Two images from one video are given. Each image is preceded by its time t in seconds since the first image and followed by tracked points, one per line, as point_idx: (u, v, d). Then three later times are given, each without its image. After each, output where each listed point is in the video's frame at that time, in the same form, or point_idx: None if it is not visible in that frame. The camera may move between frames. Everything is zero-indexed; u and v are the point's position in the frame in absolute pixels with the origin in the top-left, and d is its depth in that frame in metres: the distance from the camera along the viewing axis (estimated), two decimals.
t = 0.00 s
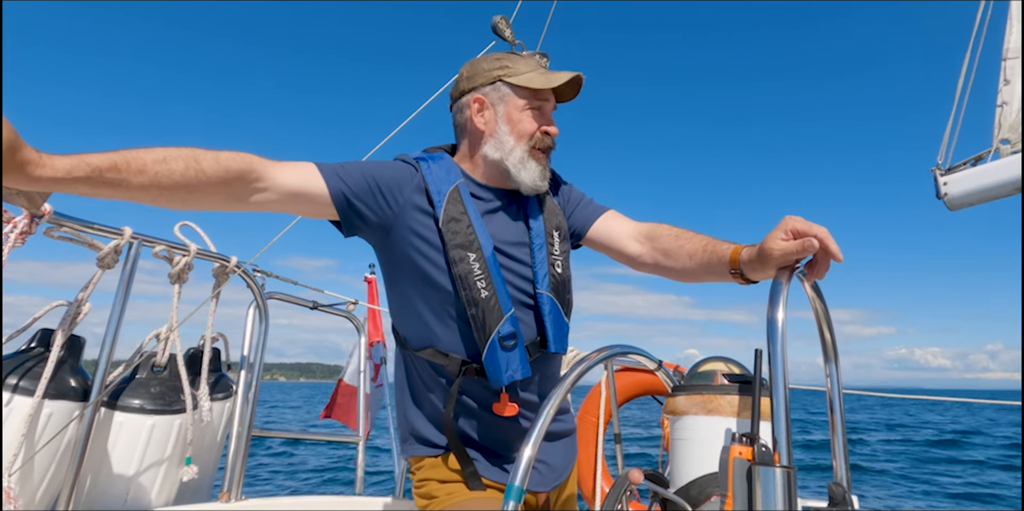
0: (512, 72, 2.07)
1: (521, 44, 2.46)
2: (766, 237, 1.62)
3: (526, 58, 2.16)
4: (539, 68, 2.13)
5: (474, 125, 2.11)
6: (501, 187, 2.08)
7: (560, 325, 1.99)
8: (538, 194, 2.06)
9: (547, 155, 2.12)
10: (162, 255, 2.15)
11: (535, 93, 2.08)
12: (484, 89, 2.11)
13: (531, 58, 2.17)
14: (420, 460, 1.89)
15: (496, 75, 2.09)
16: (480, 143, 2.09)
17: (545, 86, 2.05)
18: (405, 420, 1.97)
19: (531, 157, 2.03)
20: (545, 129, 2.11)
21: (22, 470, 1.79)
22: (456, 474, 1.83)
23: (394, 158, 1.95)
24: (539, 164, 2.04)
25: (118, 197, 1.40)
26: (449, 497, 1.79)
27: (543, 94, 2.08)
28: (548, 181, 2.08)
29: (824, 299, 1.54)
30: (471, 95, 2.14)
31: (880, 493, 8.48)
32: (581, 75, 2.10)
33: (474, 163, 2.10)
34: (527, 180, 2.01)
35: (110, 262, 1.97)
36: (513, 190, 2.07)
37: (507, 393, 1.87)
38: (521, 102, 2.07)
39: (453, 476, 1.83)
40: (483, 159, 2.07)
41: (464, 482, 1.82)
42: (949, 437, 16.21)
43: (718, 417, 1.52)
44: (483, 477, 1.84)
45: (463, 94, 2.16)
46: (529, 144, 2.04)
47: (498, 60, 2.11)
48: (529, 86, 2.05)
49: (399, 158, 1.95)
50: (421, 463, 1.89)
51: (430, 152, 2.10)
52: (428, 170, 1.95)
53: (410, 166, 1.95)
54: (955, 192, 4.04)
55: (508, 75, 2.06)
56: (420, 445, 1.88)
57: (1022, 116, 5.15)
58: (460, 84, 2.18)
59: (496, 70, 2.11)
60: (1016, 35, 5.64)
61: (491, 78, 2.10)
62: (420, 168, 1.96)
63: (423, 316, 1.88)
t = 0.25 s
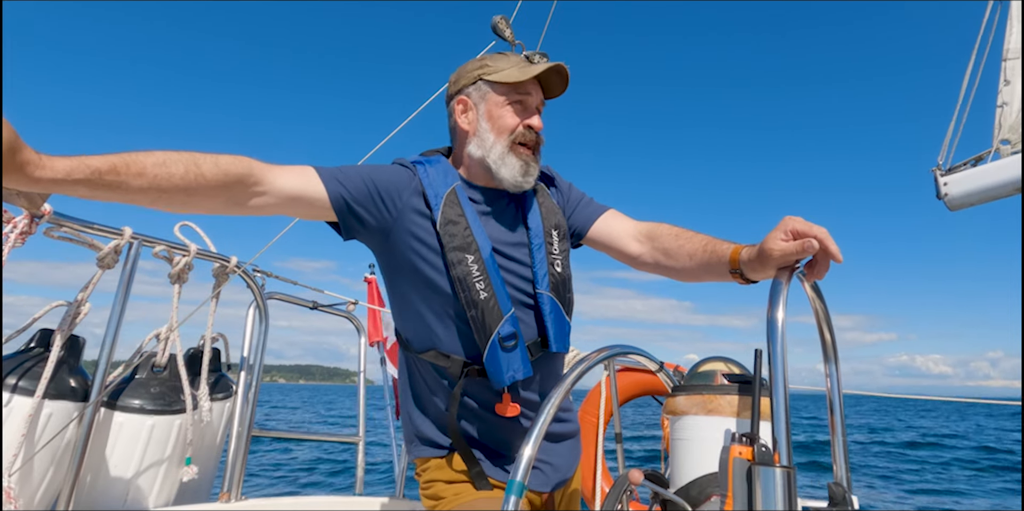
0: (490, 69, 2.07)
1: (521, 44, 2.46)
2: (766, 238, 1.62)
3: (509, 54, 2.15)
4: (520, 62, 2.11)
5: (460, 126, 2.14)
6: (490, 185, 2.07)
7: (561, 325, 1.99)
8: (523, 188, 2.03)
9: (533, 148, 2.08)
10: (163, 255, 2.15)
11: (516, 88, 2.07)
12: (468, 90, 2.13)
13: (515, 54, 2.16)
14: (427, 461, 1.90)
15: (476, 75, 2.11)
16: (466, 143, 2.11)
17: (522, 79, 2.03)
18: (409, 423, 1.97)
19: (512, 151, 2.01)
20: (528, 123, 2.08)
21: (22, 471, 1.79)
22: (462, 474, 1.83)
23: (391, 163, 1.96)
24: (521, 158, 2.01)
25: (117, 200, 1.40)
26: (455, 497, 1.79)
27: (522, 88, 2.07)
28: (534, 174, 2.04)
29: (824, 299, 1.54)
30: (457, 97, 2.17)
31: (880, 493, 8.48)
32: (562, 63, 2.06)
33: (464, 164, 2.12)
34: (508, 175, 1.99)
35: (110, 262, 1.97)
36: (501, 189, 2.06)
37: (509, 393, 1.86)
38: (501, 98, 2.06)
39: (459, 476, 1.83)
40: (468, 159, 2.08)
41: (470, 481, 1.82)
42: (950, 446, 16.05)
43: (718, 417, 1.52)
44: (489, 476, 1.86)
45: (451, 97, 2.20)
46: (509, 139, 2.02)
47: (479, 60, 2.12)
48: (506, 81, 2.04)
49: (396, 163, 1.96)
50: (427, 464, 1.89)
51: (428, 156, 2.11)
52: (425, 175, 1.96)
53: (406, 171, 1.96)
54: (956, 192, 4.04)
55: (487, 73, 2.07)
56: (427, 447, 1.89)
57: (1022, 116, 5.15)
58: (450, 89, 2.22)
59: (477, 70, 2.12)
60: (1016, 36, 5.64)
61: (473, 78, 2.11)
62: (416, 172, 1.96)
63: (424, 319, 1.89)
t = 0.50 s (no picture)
0: (477, 71, 2.07)
1: (520, 45, 2.46)
2: (766, 238, 1.62)
3: (497, 55, 2.14)
4: (506, 61, 2.10)
5: (451, 129, 2.15)
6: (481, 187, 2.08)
7: (558, 328, 1.99)
8: (512, 189, 2.03)
9: (521, 148, 2.08)
10: (163, 255, 2.15)
11: (502, 88, 2.07)
12: (457, 93, 2.14)
13: (503, 54, 2.15)
14: (428, 463, 1.90)
15: (464, 77, 2.11)
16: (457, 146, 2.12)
17: (507, 79, 2.02)
18: (410, 425, 1.98)
19: (499, 152, 2.01)
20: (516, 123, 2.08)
21: (22, 470, 1.79)
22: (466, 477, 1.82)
23: (388, 165, 1.95)
24: (508, 159, 2.01)
25: (114, 201, 1.40)
26: (458, 498, 1.78)
27: (509, 87, 2.06)
28: (522, 175, 2.04)
29: (824, 299, 1.54)
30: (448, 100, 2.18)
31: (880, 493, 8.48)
32: (548, 60, 2.04)
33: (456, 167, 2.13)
34: (494, 177, 1.99)
35: (111, 262, 1.97)
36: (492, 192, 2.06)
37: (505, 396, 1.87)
38: (488, 99, 2.07)
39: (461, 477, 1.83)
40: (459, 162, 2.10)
41: (472, 482, 1.82)
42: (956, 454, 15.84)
43: (718, 417, 1.52)
44: (490, 476, 1.87)
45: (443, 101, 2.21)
46: (497, 140, 2.02)
47: (467, 62, 2.12)
48: (492, 82, 2.03)
49: (393, 165, 1.96)
50: (429, 465, 1.90)
51: (423, 159, 2.11)
52: (421, 177, 1.96)
53: (403, 174, 1.95)
54: (955, 192, 4.03)
55: (473, 75, 2.07)
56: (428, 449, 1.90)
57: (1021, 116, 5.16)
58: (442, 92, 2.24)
59: (466, 72, 2.13)
60: (1015, 35, 5.65)
61: (461, 81, 2.12)
62: (412, 174, 1.96)
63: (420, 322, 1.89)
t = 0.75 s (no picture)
0: (468, 70, 2.07)
1: (520, 45, 2.46)
2: (766, 238, 1.62)
3: (490, 54, 2.15)
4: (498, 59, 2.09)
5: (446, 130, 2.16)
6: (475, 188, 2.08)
7: (553, 330, 1.98)
8: (503, 189, 2.02)
9: (513, 147, 2.07)
10: (163, 255, 2.15)
11: (493, 86, 2.06)
12: (451, 94, 2.16)
13: (496, 53, 2.15)
14: (424, 463, 1.90)
15: (457, 77, 2.12)
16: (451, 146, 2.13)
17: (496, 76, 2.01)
18: (405, 424, 1.99)
19: (489, 152, 2.01)
20: (508, 121, 2.07)
21: (22, 471, 1.79)
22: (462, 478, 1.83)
23: (385, 164, 1.95)
24: (499, 159, 2.00)
25: (112, 201, 1.41)
26: (455, 500, 1.80)
27: (500, 85, 2.05)
28: (513, 175, 2.03)
29: (824, 299, 1.54)
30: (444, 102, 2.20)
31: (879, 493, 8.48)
32: (536, 55, 2.03)
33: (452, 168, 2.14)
34: (484, 176, 1.99)
35: (111, 262, 1.98)
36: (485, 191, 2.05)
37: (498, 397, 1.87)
38: (479, 98, 2.07)
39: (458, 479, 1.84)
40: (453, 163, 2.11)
41: (469, 484, 1.83)
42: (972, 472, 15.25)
43: (718, 417, 1.52)
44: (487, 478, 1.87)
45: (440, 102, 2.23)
46: (487, 140, 2.02)
47: (461, 62, 2.13)
48: (482, 80, 2.03)
49: (390, 164, 1.95)
50: (425, 467, 1.90)
51: (422, 158, 2.12)
52: (418, 177, 1.96)
53: (400, 173, 1.95)
54: (954, 192, 4.03)
55: (465, 75, 2.08)
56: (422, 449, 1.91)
57: (1019, 115, 5.16)
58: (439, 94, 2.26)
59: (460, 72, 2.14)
60: (1014, 35, 5.65)
61: (454, 81, 2.13)
62: (409, 174, 1.96)
63: (417, 322, 1.89)
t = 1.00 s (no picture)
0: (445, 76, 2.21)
1: (520, 44, 2.46)
2: (766, 238, 1.62)
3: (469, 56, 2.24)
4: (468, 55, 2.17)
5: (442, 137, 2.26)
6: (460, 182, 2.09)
7: (548, 330, 1.98)
8: (472, 172, 1.99)
9: (483, 131, 2.06)
10: (163, 255, 2.15)
11: (461, 79, 2.14)
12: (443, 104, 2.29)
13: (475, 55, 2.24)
14: (413, 464, 1.90)
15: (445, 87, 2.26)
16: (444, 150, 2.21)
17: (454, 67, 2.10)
18: (394, 422, 1.97)
19: (458, 140, 2.04)
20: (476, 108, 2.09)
21: (22, 470, 1.79)
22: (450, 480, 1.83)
23: (385, 158, 1.96)
24: (464, 143, 2.01)
25: (110, 199, 1.41)
26: (443, 502, 1.80)
27: (464, 76, 2.13)
28: (481, 156, 1.99)
29: (824, 299, 1.54)
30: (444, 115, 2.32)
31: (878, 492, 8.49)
32: (477, 38, 2.04)
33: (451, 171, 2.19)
34: (452, 163, 2.01)
35: (110, 262, 1.98)
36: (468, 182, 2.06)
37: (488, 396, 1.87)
38: (454, 96, 2.16)
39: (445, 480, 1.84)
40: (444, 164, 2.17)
41: (458, 486, 1.83)
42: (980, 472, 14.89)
43: (717, 417, 1.52)
44: (477, 480, 1.85)
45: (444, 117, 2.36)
46: (456, 130, 2.06)
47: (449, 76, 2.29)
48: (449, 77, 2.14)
49: (390, 158, 1.96)
50: (414, 467, 1.90)
51: (423, 153, 2.13)
52: (418, 171, 1.97)
53: (399, 167, 1.96)
54: (952, 191, 4.04)
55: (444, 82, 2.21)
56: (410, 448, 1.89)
57: (1018, 114, 5.16)
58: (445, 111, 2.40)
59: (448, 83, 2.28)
60: (1012, 34, 5.65)
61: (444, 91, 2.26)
62: (409, 168, 1.97)
63: (412, 317, 1.88)
